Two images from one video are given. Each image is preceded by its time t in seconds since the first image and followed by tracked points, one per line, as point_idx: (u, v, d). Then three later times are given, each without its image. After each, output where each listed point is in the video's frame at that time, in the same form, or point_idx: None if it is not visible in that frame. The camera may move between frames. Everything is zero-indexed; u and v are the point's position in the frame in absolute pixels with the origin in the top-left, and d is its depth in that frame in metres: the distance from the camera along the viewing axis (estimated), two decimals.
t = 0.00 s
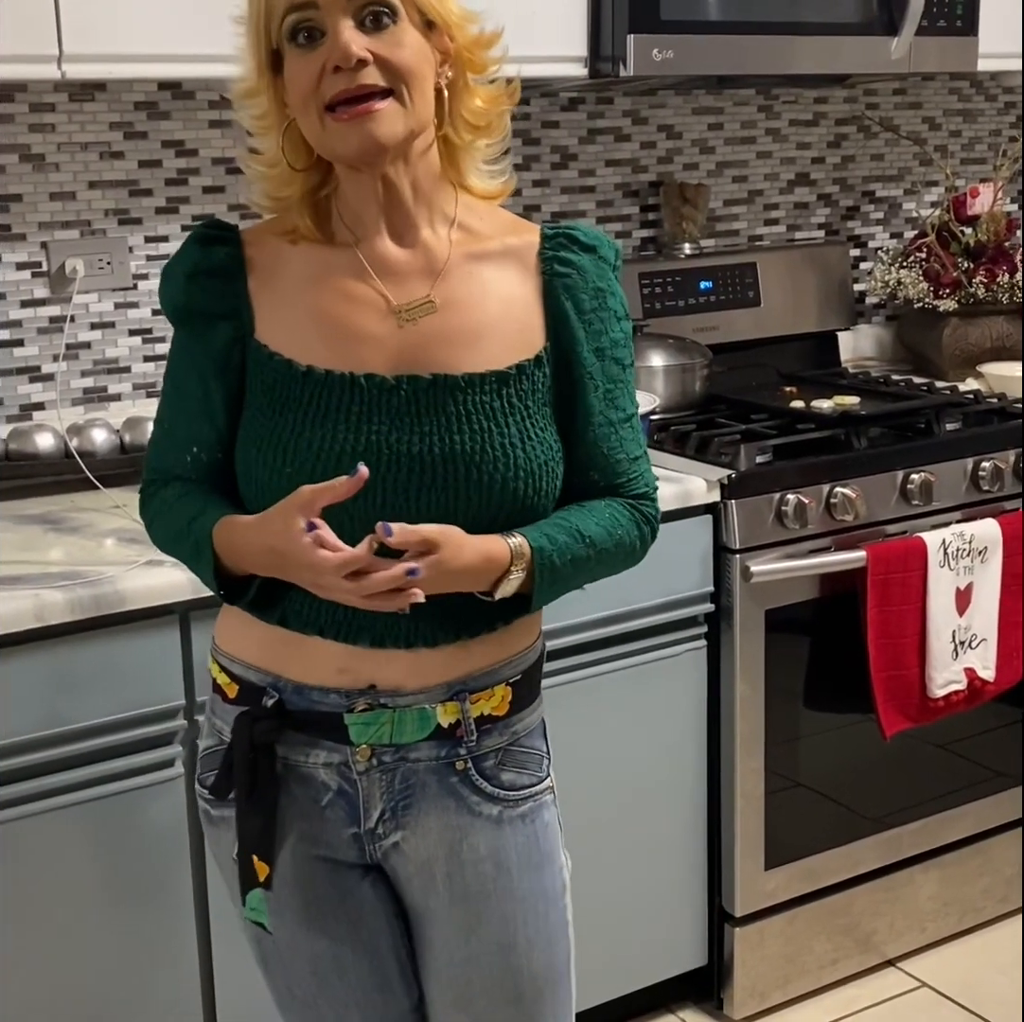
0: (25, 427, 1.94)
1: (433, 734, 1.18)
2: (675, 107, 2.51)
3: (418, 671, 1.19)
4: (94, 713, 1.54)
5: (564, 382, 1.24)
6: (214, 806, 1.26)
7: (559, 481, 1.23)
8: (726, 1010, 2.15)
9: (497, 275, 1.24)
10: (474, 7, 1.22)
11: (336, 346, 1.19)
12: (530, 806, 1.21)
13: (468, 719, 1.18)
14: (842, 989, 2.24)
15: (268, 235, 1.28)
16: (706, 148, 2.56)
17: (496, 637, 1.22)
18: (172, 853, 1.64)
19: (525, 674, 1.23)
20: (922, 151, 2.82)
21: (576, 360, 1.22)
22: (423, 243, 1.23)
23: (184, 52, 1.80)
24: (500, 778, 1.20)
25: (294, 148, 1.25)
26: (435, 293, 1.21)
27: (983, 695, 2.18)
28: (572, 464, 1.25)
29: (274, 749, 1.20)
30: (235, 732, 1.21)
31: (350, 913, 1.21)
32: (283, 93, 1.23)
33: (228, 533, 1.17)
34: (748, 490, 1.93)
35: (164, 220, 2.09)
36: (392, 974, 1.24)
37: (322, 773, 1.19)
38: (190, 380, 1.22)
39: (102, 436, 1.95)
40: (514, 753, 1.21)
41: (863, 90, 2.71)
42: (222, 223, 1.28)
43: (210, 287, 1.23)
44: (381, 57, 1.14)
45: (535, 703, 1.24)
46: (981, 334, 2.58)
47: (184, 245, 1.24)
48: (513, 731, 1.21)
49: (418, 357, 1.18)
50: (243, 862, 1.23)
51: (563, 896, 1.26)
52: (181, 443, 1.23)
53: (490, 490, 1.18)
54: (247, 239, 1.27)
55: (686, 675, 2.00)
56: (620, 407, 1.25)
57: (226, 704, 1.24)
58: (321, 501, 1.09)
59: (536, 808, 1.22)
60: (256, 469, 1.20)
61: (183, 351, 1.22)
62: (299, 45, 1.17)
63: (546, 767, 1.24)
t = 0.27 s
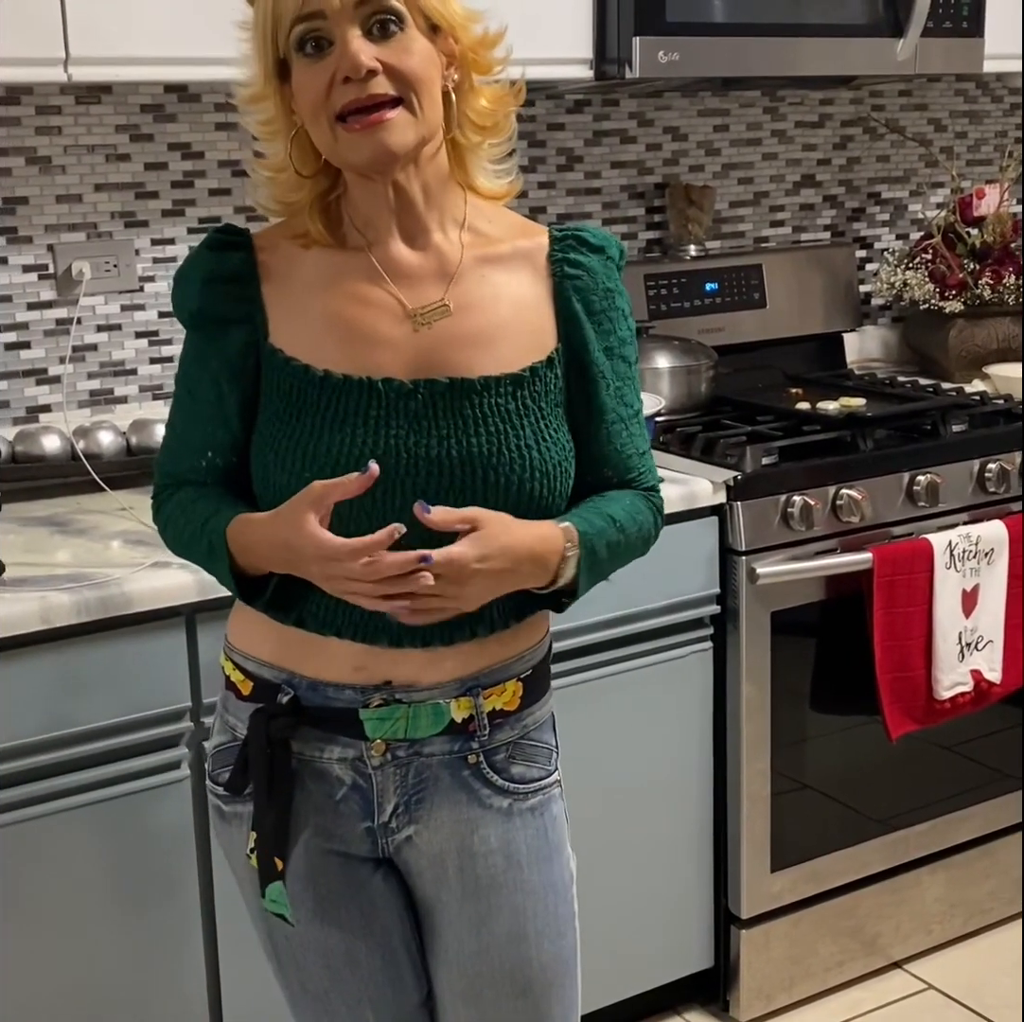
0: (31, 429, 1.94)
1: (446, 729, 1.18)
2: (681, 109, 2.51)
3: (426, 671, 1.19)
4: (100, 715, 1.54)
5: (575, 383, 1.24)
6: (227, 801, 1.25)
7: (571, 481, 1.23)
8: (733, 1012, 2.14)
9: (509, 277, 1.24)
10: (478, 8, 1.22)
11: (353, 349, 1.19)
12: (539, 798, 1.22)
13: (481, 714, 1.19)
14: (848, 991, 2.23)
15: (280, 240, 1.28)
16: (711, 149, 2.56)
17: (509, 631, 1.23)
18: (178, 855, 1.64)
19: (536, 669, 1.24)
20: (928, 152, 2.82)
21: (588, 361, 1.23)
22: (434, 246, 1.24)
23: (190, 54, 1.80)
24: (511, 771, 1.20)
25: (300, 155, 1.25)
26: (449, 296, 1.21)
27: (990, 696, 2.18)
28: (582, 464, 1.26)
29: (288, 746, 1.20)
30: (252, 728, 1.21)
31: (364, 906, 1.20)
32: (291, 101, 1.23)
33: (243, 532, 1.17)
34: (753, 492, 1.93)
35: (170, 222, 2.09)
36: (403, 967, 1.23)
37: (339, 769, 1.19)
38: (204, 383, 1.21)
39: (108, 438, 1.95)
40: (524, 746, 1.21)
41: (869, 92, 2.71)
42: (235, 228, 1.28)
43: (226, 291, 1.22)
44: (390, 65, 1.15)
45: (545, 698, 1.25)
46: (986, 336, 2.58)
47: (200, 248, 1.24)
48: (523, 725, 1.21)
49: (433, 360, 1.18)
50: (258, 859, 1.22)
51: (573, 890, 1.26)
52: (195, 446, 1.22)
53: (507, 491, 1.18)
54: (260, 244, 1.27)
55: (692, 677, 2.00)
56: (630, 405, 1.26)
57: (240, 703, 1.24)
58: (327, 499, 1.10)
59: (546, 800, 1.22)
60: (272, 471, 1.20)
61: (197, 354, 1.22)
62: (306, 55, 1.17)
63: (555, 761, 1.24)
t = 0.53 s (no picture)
0: (34, 431, 1.95)
1: (452, 724, 1.18)
2: (683, 110, 2.51)
3: (427, 671, 1.19)
4: (101, 717, 1.54)
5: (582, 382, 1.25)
6: (233, 795, 1.25)
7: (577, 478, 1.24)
8: (735, 1013, 2.14)
9: (518, 278, 1.24)
10: (489, 10, 1.23)
11: (362, 345, 1.19)
12: (544, 794, 1.21)
13: (486, 710, 1.18)
14: (851, 992, 2.23)
15: (291, 238, 1.28)
16: (714, 150, 2.56)
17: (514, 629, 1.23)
18: (180, 856, 1.64)
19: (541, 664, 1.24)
20: (930, 153, 2.82)
21: (597, 360, 1.24)
22: (444, 246, 1.23)
23: (192, 56, 1.80)
24: (516, 767, 1.20)
25: (313, 154, 1.26)
26: (458, 295, 1.21)
27: (993, 697, 2.18)
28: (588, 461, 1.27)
29: (295, 741, 1.20)
30: (258, 721, 1.20)
31: (368, 897, 1.21)
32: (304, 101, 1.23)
33: (239, 518, 1.17)
34: (755, 493, 1.93)
35: (172, 224, 2.09)
36: (406, 961, 1.24)
37: (344, 763, 1.18)
38: (215, 377, 1.22)
39: (110, 439, 1.96)
40: (530, 743, 1.21)
41: (871, 92, 2.71)
42: (247, 223, 1.28)
43: (238, 286, 1.23)
44: (401, 67, 1.14)
45: (551, 694, 1.25)
46: (989, 336, 2.58)
47: (213, 244, 1.24)
48: (529, 721, 1.21)
49: (442, 358, 1.18)
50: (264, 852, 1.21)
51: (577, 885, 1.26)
52: (206, 438, 1.23)
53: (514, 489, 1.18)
54: (272, 240, 1.27)
55: (694, 678, 2.00)
56: (636, 401, 1.28)
57: (246, 695, 1.24)
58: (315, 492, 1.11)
59: (551, 796, 1.22)
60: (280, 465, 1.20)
61: (208, 350, 1.22)
62: (319, 57, 1.17)
63: (561, 757, 1.24)
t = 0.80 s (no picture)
0: (38, 432, 1.95)
1: (464, 715, 1.18)
2: (686, 111, 2.51)
3: (437, 663, 1.19)
4: (104, 717, 1.54)
5: (599, 383, 1.25)
6: (248, 783, 1.25)
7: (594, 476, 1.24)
8: (738, 1013, 2.14)
9: (538, 276, 1.24)
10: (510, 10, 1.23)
11: (381, 337, 1.19)
12: (558, 790, 1.21)
13: (498, 702, 1.18)
14: (854, 993, 2.23)
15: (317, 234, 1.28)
16: (716, 151, 2.56)
17: (528, 624, 1.22)
18: (184, 856, 1.64)
19: (555, 659, 1.23)
20: (933, 154, 2.82)
21: (615, 361, 1.24)
22: (466, 243, 1.24)
23: (195, 58, 1.81)
24: (529, 762, 1.19)
25: (339, 155, 1.26)
26: (477, 291, 1.21)
27: (996, 698, 2.17)
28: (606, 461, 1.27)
29: (309, 728, 1.21)
30: (275, 708, 1.22)
31: (378, 888, 1.22)
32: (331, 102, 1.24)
33: (257, 502, 1.17)
34: (759, 494, 1.93)
35: (175, 225, 2.09)
36: (417, 952, 1.25)
37: (357, 752, 1.19)
38: (238, 367, 1.23)
39: (114, 441, 1.96)
40: (543, 738, 1.21)
41: (874, 94, 2.71)
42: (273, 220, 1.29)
43: (263, 279, 1.24)
44: (424, 68, 1.15)
45: (567, 689, 1.24)
46: (992, 337, 2.58)
47: (239, 238, 1.26)
48: (542, 716, 1.21)
49: (460, 350, 1.18)
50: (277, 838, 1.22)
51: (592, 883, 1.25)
52: (228, 428, 1.23)
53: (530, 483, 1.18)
54: (298, 236, 1.28)
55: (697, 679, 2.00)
56: (654, 402, 1.27)
57: (263, 682, 1.25)
58: (329, 477, 1.13)
59: (564, 792, 1.22)
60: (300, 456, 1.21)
61: (234, 341, 1.23)
62: (344, 59, 1.17)
63: (576, 753, 1.23)
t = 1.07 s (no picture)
0: (41, 435, 1.95)
1: (504, 703, 1.17)
2: (689, 113, 2.51)
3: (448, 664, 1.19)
4: (107, 721, 1.54)
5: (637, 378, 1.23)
6: (291, 764, 1.25)
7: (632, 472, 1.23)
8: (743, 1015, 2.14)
9: (579, 269, 1.23)
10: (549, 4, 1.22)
11: (424, 330, 1.20)
12: (596, 777, 1.20)
13: (537, 690, 1.17)
14: (859, 995, 2.23)
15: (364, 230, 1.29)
16: (719, 153, 2.56)
17: (566, 614, 1.21)
18: (189, 859, 1.64)
19: (592, 651, 1.22)
20: (936, 156, 2.82)
21: (654, 358, 1.22)
22: (508, 237, 1.24)
23: (198, 61, 1.81)
24: (567, 750, 1.18)
25: (389, 155, 1.28)
26: (519, 284, 1.21)
27: (999, 700, 2.17)
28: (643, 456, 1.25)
29: (352, 712, 1.20)
30: (320, 690, 1.22)
31: (417, 870, 1.22)
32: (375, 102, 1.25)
33: (297, 489, 1.18)
34: (763, 496, 1.93)
35: (178, 228, 2.09)
36: (451, 934, 1.25)
37: (398, 735, 1.19)
38: (285, 358, 1.23)
39: (117, 442, 1.97)
40: (582, 726, 1.20)
41: (876, 95, 2.71)
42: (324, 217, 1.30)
43: (311, 273, 1.24)
44: (462, 64, 1.15)
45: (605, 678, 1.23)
46: (995, 339, 2.58)
47: (290, 231, 1.27)
48: (581, 704, 1.20)
49: (500, 344, 1.18)
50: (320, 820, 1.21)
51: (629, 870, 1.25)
52: (276, 417, 1.24)
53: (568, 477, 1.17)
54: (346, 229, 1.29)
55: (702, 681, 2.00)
56: (694, 398, 1.25)
57: (308, 665, 1.25)
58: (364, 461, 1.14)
59: (602, 780, 1.21)
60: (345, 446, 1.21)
61: (282, 332, 1.24)
62: (384, 58, 1.17)
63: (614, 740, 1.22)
